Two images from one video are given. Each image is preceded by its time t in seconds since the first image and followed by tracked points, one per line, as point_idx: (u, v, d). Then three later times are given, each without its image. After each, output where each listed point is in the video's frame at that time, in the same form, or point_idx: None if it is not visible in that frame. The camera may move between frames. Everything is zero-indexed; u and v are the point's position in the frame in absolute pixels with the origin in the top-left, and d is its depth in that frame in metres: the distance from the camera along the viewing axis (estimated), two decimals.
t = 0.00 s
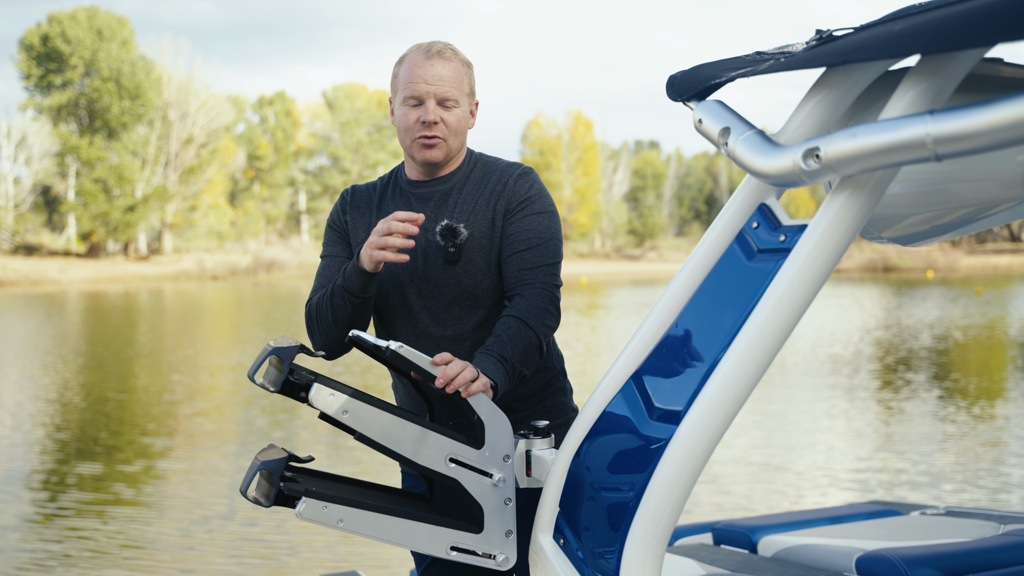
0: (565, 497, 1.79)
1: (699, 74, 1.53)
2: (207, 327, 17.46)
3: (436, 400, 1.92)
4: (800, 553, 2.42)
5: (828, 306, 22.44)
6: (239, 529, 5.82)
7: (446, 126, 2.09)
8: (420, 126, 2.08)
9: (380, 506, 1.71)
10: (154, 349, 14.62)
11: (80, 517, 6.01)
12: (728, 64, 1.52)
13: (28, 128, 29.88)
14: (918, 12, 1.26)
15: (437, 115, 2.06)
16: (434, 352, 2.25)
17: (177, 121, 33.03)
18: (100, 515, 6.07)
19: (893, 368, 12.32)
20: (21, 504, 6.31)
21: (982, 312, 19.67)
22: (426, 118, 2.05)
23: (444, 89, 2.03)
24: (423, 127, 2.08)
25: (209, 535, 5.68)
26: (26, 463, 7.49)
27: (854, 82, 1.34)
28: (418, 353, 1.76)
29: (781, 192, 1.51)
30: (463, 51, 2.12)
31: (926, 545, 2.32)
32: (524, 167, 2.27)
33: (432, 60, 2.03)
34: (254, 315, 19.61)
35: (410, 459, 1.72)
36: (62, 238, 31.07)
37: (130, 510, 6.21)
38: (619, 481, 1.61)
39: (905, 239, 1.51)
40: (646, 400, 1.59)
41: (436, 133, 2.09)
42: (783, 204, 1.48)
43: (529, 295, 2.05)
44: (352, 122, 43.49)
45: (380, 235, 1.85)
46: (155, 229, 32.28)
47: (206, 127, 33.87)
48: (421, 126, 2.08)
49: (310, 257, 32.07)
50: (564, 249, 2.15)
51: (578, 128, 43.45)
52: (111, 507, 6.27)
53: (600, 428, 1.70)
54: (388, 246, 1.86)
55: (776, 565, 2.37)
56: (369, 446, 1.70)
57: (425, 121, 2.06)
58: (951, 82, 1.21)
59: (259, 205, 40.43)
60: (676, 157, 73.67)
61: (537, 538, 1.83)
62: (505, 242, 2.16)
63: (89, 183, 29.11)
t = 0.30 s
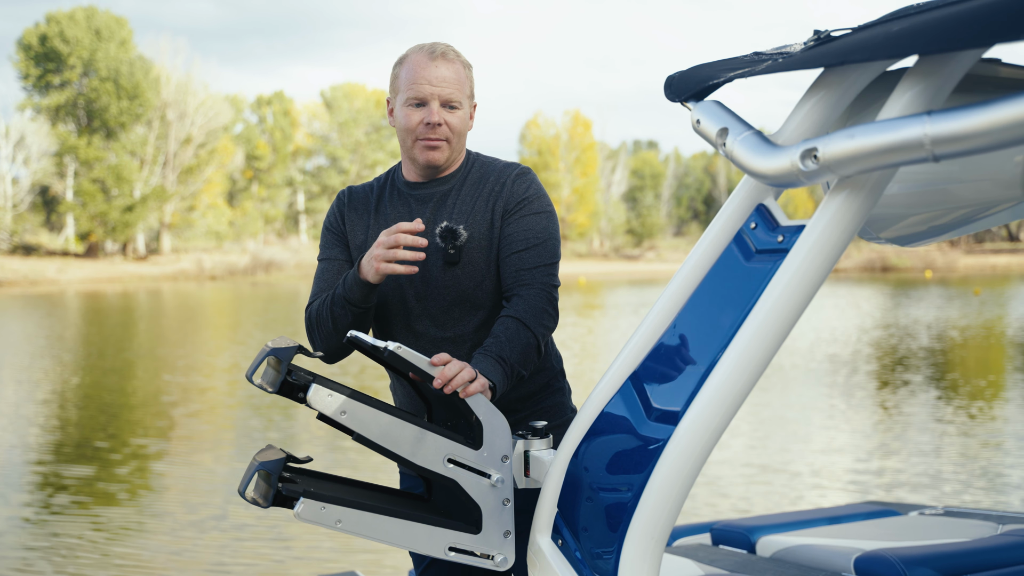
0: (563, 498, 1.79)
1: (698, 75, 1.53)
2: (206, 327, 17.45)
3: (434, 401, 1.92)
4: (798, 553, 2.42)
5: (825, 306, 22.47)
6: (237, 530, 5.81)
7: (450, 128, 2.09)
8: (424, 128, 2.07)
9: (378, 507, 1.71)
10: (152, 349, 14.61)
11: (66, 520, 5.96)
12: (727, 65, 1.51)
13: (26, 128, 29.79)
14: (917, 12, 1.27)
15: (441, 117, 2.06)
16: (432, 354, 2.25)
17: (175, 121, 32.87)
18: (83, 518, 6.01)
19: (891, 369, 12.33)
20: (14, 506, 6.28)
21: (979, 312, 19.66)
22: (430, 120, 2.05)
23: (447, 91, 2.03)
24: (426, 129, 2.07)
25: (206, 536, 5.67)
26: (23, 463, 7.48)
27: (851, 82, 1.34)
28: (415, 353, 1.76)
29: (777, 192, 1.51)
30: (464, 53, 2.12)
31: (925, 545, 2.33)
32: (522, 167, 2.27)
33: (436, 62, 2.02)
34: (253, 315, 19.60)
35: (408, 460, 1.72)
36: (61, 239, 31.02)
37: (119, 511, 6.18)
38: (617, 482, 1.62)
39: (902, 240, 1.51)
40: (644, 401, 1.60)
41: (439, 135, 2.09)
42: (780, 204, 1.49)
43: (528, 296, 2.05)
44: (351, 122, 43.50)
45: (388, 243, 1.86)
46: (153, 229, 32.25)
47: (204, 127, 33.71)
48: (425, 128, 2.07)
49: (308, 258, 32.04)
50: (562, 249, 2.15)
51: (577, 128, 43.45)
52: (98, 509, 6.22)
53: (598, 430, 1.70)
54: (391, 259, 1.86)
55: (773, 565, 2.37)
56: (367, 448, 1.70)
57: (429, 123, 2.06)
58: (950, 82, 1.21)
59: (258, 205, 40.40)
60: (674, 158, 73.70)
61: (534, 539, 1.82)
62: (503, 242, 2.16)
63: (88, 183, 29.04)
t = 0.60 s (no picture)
0: (562, 498, 1.79)
1: (698, 74, 1.53)
2: (204, 327, 17.45)
3: (432, 400, 1.93)
4: (796, 553, 2.43)
5: (823, 306, 22.49)
6: (236, 530, 5.80)
7: (446, 126, 2.09)
8: (419, 127, 2.08)
9: (377, 507, 1.71)
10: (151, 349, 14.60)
11: (60, 522, 5.93)
12: (726, 64, 1.51)
13: (25, 128, 29.72)
14: (916, 12, 1.27)
15: (435, 116, 2.06)
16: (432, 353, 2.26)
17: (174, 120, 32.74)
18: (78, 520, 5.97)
19: (889, 369, 12.35)
20: (10, 507, 6.25)
21: (978, 312, 19.65)
22: (426, 119, 2.05)
23: (442, 91, 2.03)
24: (421, 128, 2.08)
25: (205, 536, 5.67)
26: (20, 463, 7.46)
27: (850, 82, 1.34)
28: (414, 354, 1.76)
29: (776, 192, 1.52)
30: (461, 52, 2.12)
31: (923, 545, 2.33)
32: (522, 166, 2.27)
33: (430, 61, 2.02)
34: (252, 315, 19.60)
35: (407, 459, 1.72)
36: (59, 239, 30.97)
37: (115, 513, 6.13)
38: (617, 482, 1.62)
39: (902, 239, 1.52)
40: (643, 401, 1.59)
41: (435, 133, 2.09)
42: (780, 204, 1.49)
43: (529, 295, 2.05)
44: (349, 123, 43.52)
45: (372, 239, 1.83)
46: (152, 229, 32.23)
47: (202, 127, 33.23)
48: (419, 127, 2.08)
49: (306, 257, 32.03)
50: (563, 249, 2.15)
51: (575, 128, 43.47)
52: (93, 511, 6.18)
53: (597, 429, 1.70)
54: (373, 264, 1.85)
55: (772, 565, 2.38)
56: (367, 447, 1.70)
57: (423, 123, 2.06)
58: (948, 83, 1.21)
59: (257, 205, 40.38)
60: (672, 158, 73.78)
61: (533, 539, 1.82)
62: (504, 242, 2.16)
63: (86, 183, 28.99)
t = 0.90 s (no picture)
0: (562, 496, 1.79)
1: (696, 73, 1.53)
2: (203, 327, 17.43)
3: (432, 400, 1.92)
4: (795, 553, 2.43)
5: (822, 306, 22.51)
6: (236, 529, 5.79)
7: (438, 125, 2.09)
8: (412, 128, 2.08)
9: (377, 506, 1.71)
10: (150, 348, 14.57)
11: (56, 522, 5.89)
12: (726, 63, 1.51)
13: (23, 128, 29.65)
14: (916, 12, 1.26)
15: (427, 116, 2.06)
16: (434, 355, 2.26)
17: (174, 120, 32.57)
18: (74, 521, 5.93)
19: (888, 369, 12.36)
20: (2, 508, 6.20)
21: (976, 312, 19.67)
22: (416, 120, 2.05)
23: (430, 89, 2.03)
24: (414, 130, 2.08)
25: (205, 536, 5.66)
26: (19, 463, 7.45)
27: (850, 81, 1.34)
28: (414, 353, 1.76)
29: (777, 191, 1.51)
30: (448, 50, 2.12)
31: (922, 545, 2.33)
32: (523, 164, 2.26)
33: (416, 61, 2.02)
34: (251, 315, 19.58)
35: (407, 459, 1.72)
36: (58, 239, 30.94)
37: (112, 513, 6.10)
38: (617, 482, 1.61)
39: (902, 239, 1.51)
40: (644, 399, 1.59)
41: (429, 134, 2.09)
42: (780, 204, 1.49)
43: (530, 295, 2.05)
44: (348, 122, 43.52)
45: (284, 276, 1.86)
46: (151, 228, 32.21)
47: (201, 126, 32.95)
48: (412, 128, 2.08)
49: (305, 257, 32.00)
50: (565, 249, 2.15)
51: (574, 128, 43.48)
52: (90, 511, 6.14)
53: (598, 429, 1.70)
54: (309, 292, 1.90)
55: (771, 565, 2.38)
56: (366, 447, 1.70)
57: (414, 124, 2.07)
58: (949, 81, 1.21)
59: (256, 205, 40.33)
60: (670, 157, 73.73)
61: (533, 538, 1.82)
62: (506, 241, 2.16)
63: (85, 183, 28.95)
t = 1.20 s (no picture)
0: (562, 495, 1.79)
1: (696, 73, 1.53)
2: (203, 327, 17.44)
3: (432, 400, 1.92)
4: (795, 553, 2.43)
5: (822, 306, 22.53)
6: (236, 529, 5.79)
7: (432, 129, 2.10)
8: (406, 135, 2.08)
9: (378, 506, 1.71)
10: (150, 348, 14.58)
11: (51, 524, 5.87)
12: (725, 63, 1.51)
13: (23, 127, 29.62)
14: (915, 11, 1.27)
15: (420, 120, 2.06)
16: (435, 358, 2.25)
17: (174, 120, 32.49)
18: (69, 523, 5.91)
19: (888, 369, 12.37)
20: None
21: (976, 312, 19.68)
22: (411, 125, 2.05)
23: (421, 93, 2.03)
24: (409, 136, 2.08)
25: (204, 536, 5.65)
26: (19, 463, 7.44)
27: (849, 82, 1.34)
28: (414, 352, 1.76)
29: (776, 191, 1.52)
30: (430, 49, 2.11)
31: (924, 545, 2.33)
32: (519, 161, 2.26)
33: (401, 66, 2.02)
34: (251, 315, 19.58)
35: (407, 459, 1.72)
36: (58, 238, 30.92)
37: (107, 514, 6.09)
38: (616, 481, 1.61)
39: (901, 239, 1.52)
40: (643, 398, 1.60)
41: (424, 138, 2.09)
42: (780, 204, 1.49)
43: (528, 293, 2.05)
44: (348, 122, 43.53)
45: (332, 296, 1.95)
46: (151, 228, 32.21)
47: (201, 126, 33.04)
48: (407, 134, 2.08)
49: (305, 257, 32.00)
50: (563, 243, 2.15)
51: (574, 128, 43.50)
52: (85, 512, 6.13)
53: (597, 428, 1.70)
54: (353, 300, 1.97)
55: (772, 565, 2.37)
56: (367, 446, 1.70)
57: (409, 130, 2.07)
58: (949, 79, 1.21)
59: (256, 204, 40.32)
60: (670, 157, 73.75)
61: (534, 538, 1.82)
62: (504, 238, 2.16)
63: (86, 183, 28.84)
